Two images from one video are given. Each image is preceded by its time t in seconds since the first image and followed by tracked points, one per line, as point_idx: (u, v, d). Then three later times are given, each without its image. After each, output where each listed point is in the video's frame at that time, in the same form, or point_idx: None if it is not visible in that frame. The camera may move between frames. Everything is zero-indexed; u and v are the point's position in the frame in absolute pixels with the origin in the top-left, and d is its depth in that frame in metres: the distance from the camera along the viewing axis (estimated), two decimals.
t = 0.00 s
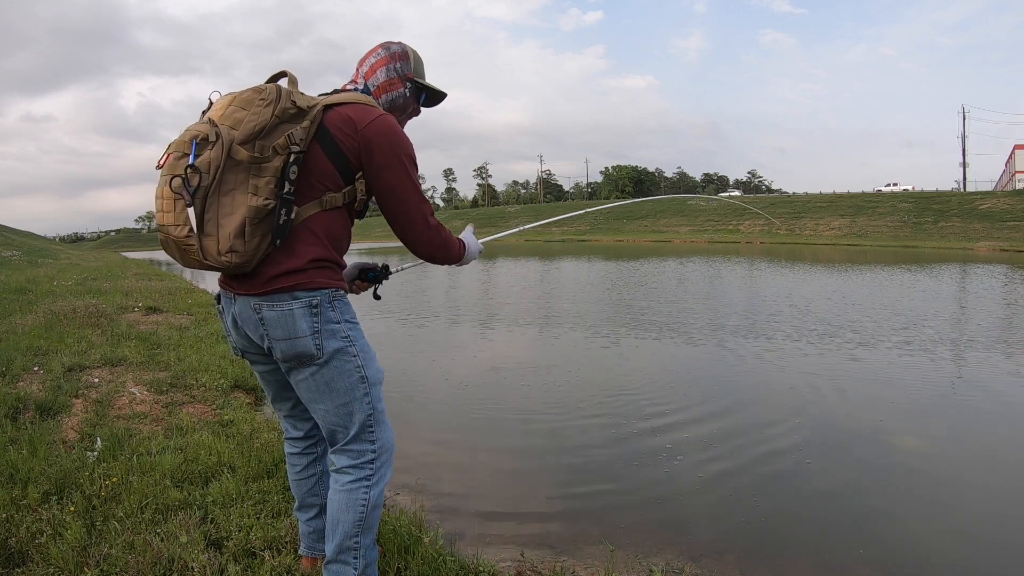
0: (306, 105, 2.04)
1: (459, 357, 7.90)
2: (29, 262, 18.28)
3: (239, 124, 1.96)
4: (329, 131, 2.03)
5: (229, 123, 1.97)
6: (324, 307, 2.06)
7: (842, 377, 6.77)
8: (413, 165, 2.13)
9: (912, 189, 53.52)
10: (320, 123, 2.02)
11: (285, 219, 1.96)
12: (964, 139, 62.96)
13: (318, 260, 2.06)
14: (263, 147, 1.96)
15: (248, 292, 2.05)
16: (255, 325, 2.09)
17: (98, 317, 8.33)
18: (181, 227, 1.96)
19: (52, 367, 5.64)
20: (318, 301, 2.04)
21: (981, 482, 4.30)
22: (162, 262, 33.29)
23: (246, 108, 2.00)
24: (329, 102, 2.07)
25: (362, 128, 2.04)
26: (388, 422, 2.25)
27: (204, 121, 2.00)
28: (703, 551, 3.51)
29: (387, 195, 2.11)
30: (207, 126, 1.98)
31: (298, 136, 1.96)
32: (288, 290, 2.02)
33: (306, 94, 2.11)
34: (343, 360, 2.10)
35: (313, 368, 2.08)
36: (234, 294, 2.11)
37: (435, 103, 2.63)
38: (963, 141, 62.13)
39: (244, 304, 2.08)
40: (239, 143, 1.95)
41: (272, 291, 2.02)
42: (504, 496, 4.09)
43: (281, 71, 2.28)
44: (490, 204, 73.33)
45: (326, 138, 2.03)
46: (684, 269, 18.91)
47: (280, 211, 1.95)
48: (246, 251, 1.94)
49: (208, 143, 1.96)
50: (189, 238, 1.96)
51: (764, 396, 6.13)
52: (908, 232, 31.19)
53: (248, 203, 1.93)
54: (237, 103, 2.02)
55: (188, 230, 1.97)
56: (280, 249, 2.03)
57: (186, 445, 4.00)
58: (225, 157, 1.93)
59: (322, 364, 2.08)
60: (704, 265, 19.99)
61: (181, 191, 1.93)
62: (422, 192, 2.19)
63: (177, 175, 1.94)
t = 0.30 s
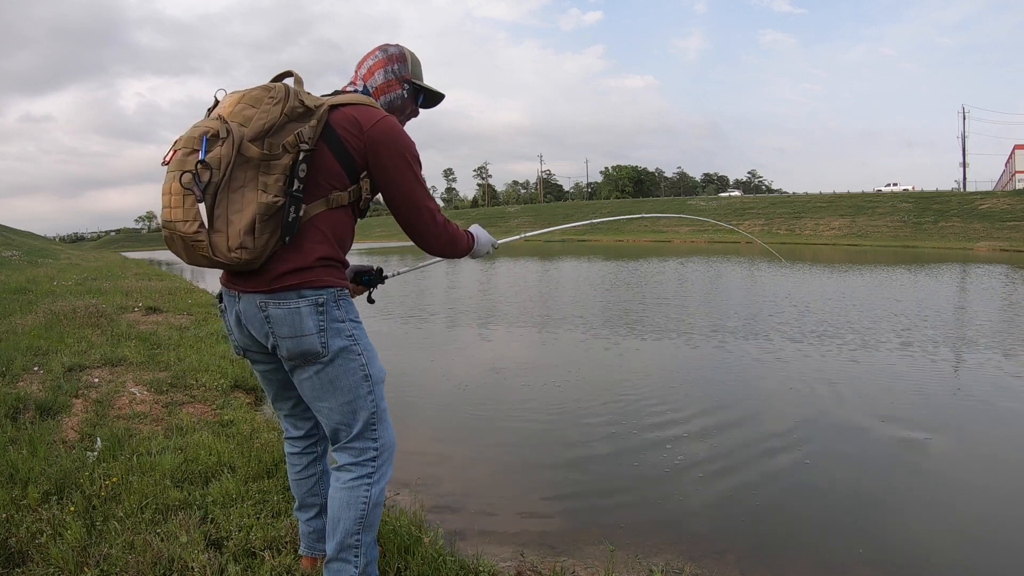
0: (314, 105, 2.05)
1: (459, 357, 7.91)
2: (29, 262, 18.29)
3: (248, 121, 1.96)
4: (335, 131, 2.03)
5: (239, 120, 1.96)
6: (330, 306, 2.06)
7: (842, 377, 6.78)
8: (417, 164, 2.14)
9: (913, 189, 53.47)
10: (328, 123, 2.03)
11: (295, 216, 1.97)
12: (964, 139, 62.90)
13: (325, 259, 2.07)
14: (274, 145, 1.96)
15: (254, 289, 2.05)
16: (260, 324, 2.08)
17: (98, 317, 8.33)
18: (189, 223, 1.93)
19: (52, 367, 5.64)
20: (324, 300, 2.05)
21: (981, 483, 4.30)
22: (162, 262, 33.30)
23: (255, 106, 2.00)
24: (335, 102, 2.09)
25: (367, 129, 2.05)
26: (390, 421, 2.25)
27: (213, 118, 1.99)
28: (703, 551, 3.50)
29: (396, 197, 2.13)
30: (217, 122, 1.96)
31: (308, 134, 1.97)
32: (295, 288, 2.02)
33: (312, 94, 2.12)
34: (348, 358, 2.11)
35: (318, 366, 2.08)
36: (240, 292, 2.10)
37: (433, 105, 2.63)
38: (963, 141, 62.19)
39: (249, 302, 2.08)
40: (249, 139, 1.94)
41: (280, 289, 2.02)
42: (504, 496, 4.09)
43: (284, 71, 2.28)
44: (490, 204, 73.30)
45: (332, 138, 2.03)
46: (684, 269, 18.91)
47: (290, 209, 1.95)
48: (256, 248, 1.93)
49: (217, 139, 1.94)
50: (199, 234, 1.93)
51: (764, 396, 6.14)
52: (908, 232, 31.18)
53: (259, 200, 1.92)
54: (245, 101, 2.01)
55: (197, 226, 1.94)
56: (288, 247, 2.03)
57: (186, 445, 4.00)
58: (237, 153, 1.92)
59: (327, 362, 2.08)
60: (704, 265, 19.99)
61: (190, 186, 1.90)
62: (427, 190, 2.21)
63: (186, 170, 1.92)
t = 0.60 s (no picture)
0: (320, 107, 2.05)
1: (460, 357, 7.91)
2: (29, 262, 18.30)
3: (254, 121, 1.97)
4: (339, 132, 2.03)
5: (245, 119, 1.97)
6: (332, 305, 2.06)
7: (841, 377, 6.78)
8: (418, 169, 2.13)
9: (913, 189, 53.49)
10: (333, 124, 2.03)
11: (298, 216, 1.97)
12: (964, 139, 62.81)
13: (328, 260, 2.07)
14: (278, 145, 1.96)
15: (256, 289, 2.05)
16: (263, 324, 2.08)
17: (98, 317, 8.34)
18: (193, 219, 1.92)
19: (52, 367, 5.64)
20: (326, 299, 2.05)
21: (982, 483, 4.30)
22: (162, 262, 33.32)
23: (262, 106, 2.00)
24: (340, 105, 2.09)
25: (370, 133, 2.05)
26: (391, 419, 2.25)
27: (220, 117, 2.00)
28: (703, 551, 3.50)
29: (398, 202, 2.13)
30: (224, 121, 1.97)
31: (313, 135, 1.97)
32: (298, 287, 2.02)
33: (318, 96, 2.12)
34: (350, 356, 2.11)
35: (321, 365, 2.08)
36: (242, 291, 2.10)
37: (435, 110, 2.63)
38: (963, 141, 62.16)
39: (252, 302, 2.08)
40: (255, 139, 1.94)
41: (282, 289, 2.02)
42: (504, 496, 4.09)
43: (292, 73, 2.29)
44: (490, 204, 73.29)
45: (337, 139, 2.03)
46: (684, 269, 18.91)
47: (294, 208, 1.95)
48: (260, 246, 1.93)
49: (224, 138, 1.95)
50: (203, 230, 1.92)
51: (764, 396, 6.14)
52: (908, 232, 31.17)
53: (263, 199, 1.92)
54: (252, 101, 2.02)
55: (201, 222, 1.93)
56: (291, 246, 2.03)
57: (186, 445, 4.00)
58: (244, 152, 1.92)
59: (329, 361, 2.08)
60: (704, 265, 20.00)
61: (196, 183, 1.91)
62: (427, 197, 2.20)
63: (192, 167, 1.92)
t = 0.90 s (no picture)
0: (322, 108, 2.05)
1: (460, 357, 7.91)
2: (29, 262, 18.30)
3: (256, 122, 1.97)
4: (340, 134, 2.03)
5: (247, 120, 1.97)
6: (333, 305, 2.06)
7: (841, 377, 6.78)
8: (418, 171, 2.13)
9: (912, 189, 53.47)
10: (335, 125, 2.03)
11: (300, 216, 1.96)
12: (964, 139, 62.72)
13: (329, 260, 2.07)
14: (280, 146, 1.96)
15: (257, 288, 2.04)
16: (264, 324, 2.08)
17: (98, 317, 8.33)
18: (194, 219, 1.91)
19: (52, 367, 5.63)
20: (326, 299, 2.04)
21: (982, 483, 4.29)
22: (162, 262, 33.32)
23: (263, 107, 2.00)
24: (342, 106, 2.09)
25: (370, 135, 2.05)
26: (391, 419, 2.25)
27: (221, 117, 2.00)
28: (703, 551, 3.50)
29: (398, 203, 2.12)
30: (226, 122, 1.97)
31: (315, 135, 1.97)
32: (299, 287, 2.01)
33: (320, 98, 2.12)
34: (350, 356, 2.11)
35: (320, 365, 2.08)
36: (243, 291, 2.10)
37: (435, 112, 2.63)
38: (964, 141, 62.09)
39: (252, 301, 2.08)
40: (257, 139, 1.94)
41: (283, 289, 2.01)
42: (504, 496, 4.09)
43: (293, 74, 2.28)
44: (490, 204, 73.28)
45: (338, 140, 2.03)
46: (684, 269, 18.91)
47: (295, 209, 1.95)
48: (261, 246, 1.93)
49: (226, 138, 1.95)
50: (204, 230, 1.91)
51: (764, 396, 6.13)
52: (908, 232, 31.16)
53: (265, 199, 1.92)
54: (254, 102, 2.02)
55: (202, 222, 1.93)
56: (292, 246, 2.02)
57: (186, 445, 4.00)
58: (247, 152, 1.93)
59: (329, 361, 2.08)
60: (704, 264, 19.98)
61: (197, 182, 1.90)
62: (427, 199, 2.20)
63: (194, 167, 1.91)
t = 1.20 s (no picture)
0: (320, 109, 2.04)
1: (460, 357, 7.91)
2: (29, 262, 18.30)
3: (255, 122, 1.97)
4: (339, 134, 2.03)
5: (246, 121, 1.97)
6: (332, 305, 2.06)
7: (841, 377, 6.78)
8: (417, 172, 2.14)
9: (912, 189, 53.51)
10: (333, 126, 2.02)
11: (299, 216, 1.96)
12: (964, 139, 62.77)
13: (328, 260, 2.07)
14: (278, 146, 1.96)
15: (256, 288, 2.04)
16: (263, 324, 2.08)
17: (98, 317, 8.33)
18: (193, 220, 1.92)
19: (52, 367, 5.63)
20: (325, 299, 2.04)
21: (983, 483, 4.29)
22: (162, 262, 33.33)
23: (263, 107, 2.00)
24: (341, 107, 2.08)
25: (370, 135, 2.05)
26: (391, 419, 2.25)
27: (221, 118, 2.00)
28: (703, 551, 3.50)
29: (397, 204, 2.12)
30: (225, 123, 1.97)
31: (313, 136, 1.97)
32: (298, 287, 2.02)
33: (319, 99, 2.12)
34: (349, 356, 2.11)
35: (320, 365, 2.08)
36: (243, 291, 2.10)
37: (436, 112, 2.63)
38: (964, 141, 62.11)
39: (252, 302, 2.08)
40: (255, 140, 1.94)
41: (282, 289, 2.02)
42: (504, 496, 4.09)
43: (295, 76, 2.28)
44: (490, 204, 73.26)
45: (337, 141, 2.03)
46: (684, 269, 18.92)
47: (294, 209, 1.95)
48: (260, 246, 1.93)
49: (225, 138, 1.95)
50: (203, 230, 1.91)
51: (765, 396, 6.14)
52: (909, 232, 31.16)
53: (263, 199, 1.92)
54: (253, 102, 2.02)
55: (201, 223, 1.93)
56: (291, 247, 2.03)
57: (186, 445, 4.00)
58: (245, 153, 1.92)
59: (329, 361, 2.08)
60: (704, 264, 19.98)
61: (196, 183, 1.90)
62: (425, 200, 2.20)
63: (193, 167, 1.91)
